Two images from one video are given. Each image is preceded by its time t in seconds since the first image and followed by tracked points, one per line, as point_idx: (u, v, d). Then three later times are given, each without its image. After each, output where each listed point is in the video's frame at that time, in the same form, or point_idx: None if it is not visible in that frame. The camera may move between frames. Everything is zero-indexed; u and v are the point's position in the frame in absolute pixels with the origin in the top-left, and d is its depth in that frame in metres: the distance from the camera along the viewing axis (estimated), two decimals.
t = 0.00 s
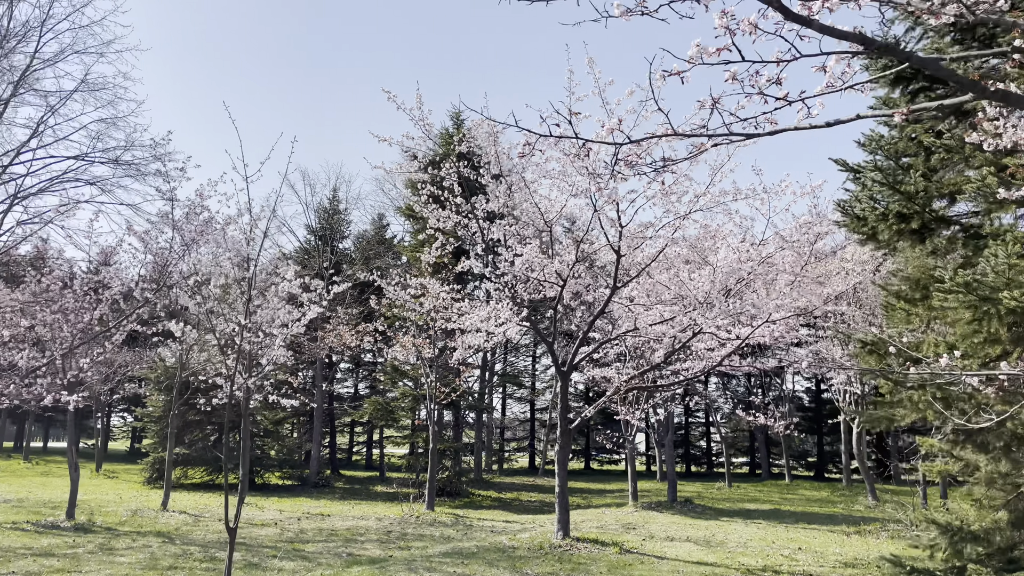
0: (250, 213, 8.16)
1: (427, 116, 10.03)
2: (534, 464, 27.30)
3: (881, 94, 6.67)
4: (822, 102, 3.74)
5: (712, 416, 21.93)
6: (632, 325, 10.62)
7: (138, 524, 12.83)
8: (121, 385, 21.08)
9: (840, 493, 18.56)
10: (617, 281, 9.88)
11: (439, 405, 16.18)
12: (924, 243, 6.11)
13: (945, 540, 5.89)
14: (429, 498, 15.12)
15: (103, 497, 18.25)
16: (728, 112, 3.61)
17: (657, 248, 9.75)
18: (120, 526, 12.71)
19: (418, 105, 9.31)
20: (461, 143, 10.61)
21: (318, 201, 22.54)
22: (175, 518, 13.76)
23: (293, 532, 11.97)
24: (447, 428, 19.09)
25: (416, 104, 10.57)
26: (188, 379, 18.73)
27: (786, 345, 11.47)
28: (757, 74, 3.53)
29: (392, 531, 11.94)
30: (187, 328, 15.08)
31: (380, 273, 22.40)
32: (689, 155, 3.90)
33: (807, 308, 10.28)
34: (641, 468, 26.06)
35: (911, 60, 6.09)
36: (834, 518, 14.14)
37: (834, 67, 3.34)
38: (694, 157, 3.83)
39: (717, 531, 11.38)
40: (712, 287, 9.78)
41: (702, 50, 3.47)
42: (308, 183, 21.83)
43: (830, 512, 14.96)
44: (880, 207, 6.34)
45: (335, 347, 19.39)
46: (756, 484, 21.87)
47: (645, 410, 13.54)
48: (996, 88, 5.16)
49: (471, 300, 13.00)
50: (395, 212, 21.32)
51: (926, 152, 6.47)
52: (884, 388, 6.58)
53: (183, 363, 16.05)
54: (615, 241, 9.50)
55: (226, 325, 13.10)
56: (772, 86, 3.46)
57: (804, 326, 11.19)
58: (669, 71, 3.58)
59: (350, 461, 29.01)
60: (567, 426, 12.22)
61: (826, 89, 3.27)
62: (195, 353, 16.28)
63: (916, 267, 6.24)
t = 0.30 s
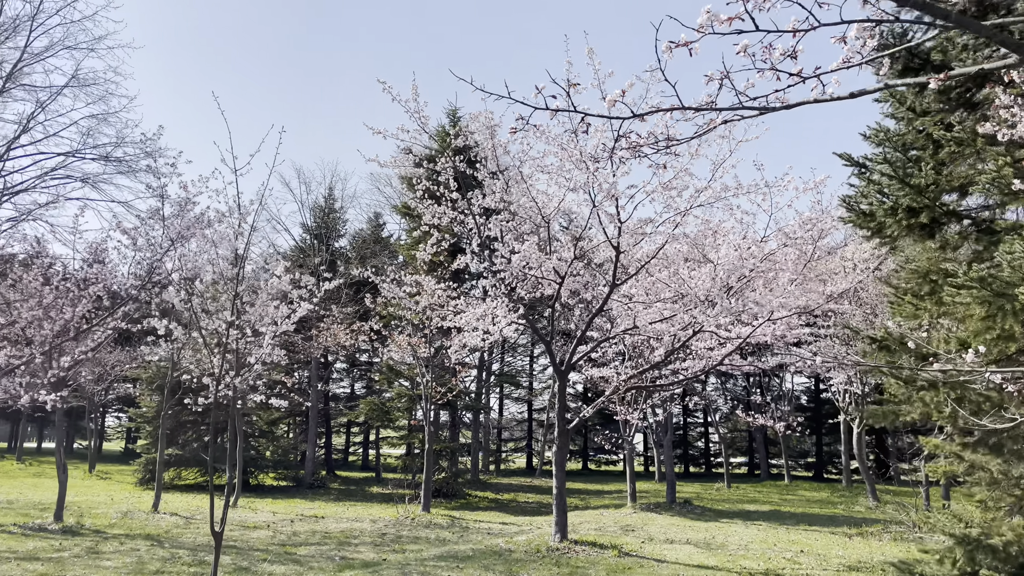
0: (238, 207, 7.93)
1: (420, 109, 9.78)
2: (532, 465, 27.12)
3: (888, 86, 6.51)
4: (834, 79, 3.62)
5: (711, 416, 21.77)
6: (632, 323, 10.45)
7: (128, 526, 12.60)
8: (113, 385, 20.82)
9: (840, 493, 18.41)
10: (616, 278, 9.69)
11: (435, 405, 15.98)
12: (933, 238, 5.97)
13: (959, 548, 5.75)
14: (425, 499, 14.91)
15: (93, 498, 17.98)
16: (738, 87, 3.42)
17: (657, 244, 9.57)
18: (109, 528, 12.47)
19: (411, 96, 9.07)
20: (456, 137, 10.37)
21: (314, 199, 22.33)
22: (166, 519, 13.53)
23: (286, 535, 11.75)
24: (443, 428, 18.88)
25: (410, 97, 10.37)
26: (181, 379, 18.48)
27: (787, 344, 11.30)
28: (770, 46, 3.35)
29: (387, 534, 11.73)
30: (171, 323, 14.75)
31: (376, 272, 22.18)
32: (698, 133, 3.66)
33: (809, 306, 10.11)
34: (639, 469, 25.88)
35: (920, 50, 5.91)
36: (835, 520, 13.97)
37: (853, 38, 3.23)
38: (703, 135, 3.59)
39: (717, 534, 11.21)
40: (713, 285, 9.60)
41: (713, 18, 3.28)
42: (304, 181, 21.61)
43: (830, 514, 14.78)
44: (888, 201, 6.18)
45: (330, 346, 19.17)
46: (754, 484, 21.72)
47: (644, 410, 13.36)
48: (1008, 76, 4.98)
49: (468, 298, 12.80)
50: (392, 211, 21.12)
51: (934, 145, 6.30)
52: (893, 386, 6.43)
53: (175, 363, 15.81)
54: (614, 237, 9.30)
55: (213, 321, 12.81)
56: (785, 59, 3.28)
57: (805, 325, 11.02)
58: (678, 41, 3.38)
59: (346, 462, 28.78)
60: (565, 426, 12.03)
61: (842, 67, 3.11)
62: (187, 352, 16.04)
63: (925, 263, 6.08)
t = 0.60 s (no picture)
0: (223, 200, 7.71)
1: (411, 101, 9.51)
2: (528, 465, 26.92)
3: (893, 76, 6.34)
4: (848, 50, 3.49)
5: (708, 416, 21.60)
6: (629, 321, 10.29)
7: (114, 529, 12.35)
8: (103, 385, 20.51)
9: (838, 494, 18.27)
10: (613, 275, 9.51)
11: (429, 405, 15.76)
12: (940, 232, 5.82)
13: (966, 551, 5.56)
14: (419, 500, 14.69)
15: (82, 500, 17.68)
16: (748, 60, 3.24)
17: (656, 239, 9.38)
18: (95, 531, 12.19)
19: (402, 88, 8.82)
20: (449, 130, 10.13)
21: (307, 197, 22.09)
22: (154, 522, 13.26)
23: (277, 537, 11.50)
24: (438, 429, 18.66)
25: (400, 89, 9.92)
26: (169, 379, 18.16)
27: (787, 343, 11.14)
28: (781, 13, 3.16)
29: (379, 536, 11.50)
30: (149, 319, 14.23)
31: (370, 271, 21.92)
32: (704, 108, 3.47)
33: (808, 303, 9.96)
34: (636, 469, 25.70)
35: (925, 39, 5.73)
36: (836, 521, 13.75)
37: (872, 3, 3.08)
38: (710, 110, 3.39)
39: (716, 536, 11.02)
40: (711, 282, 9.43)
41: None
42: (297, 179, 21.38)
43: (829, 515, 14.60)
44: (893, 193, 6.02)
45: (323, 345, 18.91)
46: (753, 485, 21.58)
47: (640, 409, 13.20)
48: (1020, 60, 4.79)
49: (461, 296, 12.56)
50: (386, 209, 20.90)
51: (940, 136, 6.14)
52: (898, 384, 6.29)
53: (163, 362, 15.54)
54: (611, 232, 9.12)
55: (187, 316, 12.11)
56: (798, 28, 3.11)
57: (805, 324, 10.87)
58: (683, 7, 3.17)
59: (341, 463, 28.53)
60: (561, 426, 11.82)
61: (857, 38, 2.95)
62: (176, 351, 15.77)
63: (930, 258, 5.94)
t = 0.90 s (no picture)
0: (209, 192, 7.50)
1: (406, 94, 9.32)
2: (526, 466, 26.72)
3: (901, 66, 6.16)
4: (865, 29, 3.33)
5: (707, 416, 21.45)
6: (629, 319, 10.15)
7: (103, 531, 12.15)
8: (95, 385, 20.29)
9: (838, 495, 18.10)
10: (612, 273, 9.32)
11: (425, 405, 15.56)
12: (949, 226, 5.66)
13: (974, 554, 5.38)
14: (415, 502, 14.49)
15: (73, 501, 17.45)
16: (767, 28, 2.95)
17: (655, 236, 9.18)
18: (85, 533, 11.98)
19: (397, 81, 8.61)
20: (445, 125, 9.93)
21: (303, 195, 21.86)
22: (145, 523, 13.05)
23: (269, 540, 11.30)
24: (435, 429, 18.47)
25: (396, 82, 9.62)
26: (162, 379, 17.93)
27: (788, 342, 10.96)
28: None
29: (374, 539, 11.32)
30: (130, 314, 13.93)
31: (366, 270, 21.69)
32: (714, 81, 3.14)
33: (809, 302, 9.78)
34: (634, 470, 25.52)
35: (937, 24, 5.52)
36: (837, 523, 13.58)
37: None
38: (721, 82, 3.06)
39: (716, 538, 10.83)
40: (712, 281, 9.25)
41: None
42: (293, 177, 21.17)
43: (830, 516, 14.43)
44: (900, 186, 5.85)
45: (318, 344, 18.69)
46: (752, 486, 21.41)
47: (638, 409, 13.01)
48: None
49: (457, 294, 12.37)
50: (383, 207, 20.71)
51: (949, 129, 5.98)
52: (905, 382, 6.15)
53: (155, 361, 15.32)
54: (610, 229, 8.95)
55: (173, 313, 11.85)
56: None
57: (806, 323, 10.69)
58: None
59: (337, 463, 28.32)
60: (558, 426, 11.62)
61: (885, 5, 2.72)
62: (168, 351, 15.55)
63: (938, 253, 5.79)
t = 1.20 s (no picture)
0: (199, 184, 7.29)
1: (406, 83, 8.91)
2: (525, 465, 26.50)
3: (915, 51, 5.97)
4: None
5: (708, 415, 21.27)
6: (632, 315, 9.96)
7: (95, 531, 11.93)
8: (90, 383, 20.04)
9: (840, 495, 17.90)
10: (614, 267, 9.11)
11: (423, 403, 15.32)
12: (966, 216, 5.46)
13: (993, 554, 5.22)
14: (413, 502, 14.27)
15: (66, 501, 17.18)
16: None
17: (659, 229, 8.97)
18: (76, 533, 11.75)
19: (395, 68, 8.33)
20: (444, 116, 9.69)
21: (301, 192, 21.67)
22: (137, 524, 12.82)
23: (264, 540, 11.07)
24: (433, 428, 18.25)
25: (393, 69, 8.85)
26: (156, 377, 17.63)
27: (793, 338, 10.76)
28: None
29: (370, 539, 11.09)
30: (119, 309, 13.18)
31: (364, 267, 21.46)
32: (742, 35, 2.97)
33: (815, 297, 9.58)
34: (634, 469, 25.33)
35: (953, 5, 5.32)
36: (840, 523, 13.39)
37: None
38: (750, 39, 2.91)
39: (719, 538, 10.64)
40: (717, 276, 9.05)
41: None
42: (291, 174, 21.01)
43: (833, 517, 14.23)
44: (916, 175, 5.65)
45: (315, 342, 18.45)
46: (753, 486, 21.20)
47: (639, 407, 12.82)
48: None
49: (455, 290, 12.15)
50: (382, 204, 20.53)
51: (965, 115, 5.80)
52: (919, 377, 5.96)
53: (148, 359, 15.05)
54: (612, 222, 8.72)
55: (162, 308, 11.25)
56: None
57: (812, 319, 10.48)
58: None
59: (335, 463, 28.10)
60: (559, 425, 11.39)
61: None
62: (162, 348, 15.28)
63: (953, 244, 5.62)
